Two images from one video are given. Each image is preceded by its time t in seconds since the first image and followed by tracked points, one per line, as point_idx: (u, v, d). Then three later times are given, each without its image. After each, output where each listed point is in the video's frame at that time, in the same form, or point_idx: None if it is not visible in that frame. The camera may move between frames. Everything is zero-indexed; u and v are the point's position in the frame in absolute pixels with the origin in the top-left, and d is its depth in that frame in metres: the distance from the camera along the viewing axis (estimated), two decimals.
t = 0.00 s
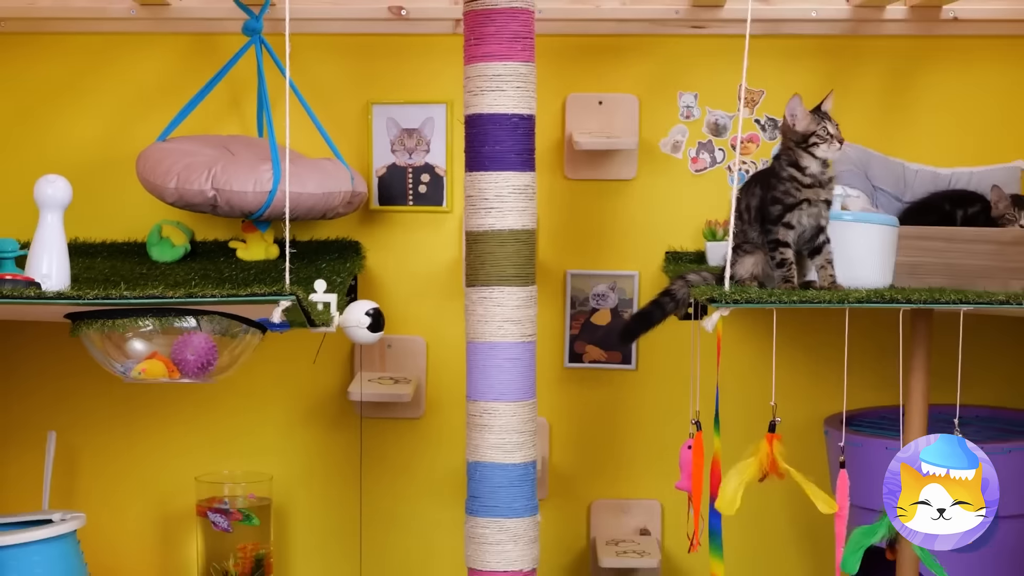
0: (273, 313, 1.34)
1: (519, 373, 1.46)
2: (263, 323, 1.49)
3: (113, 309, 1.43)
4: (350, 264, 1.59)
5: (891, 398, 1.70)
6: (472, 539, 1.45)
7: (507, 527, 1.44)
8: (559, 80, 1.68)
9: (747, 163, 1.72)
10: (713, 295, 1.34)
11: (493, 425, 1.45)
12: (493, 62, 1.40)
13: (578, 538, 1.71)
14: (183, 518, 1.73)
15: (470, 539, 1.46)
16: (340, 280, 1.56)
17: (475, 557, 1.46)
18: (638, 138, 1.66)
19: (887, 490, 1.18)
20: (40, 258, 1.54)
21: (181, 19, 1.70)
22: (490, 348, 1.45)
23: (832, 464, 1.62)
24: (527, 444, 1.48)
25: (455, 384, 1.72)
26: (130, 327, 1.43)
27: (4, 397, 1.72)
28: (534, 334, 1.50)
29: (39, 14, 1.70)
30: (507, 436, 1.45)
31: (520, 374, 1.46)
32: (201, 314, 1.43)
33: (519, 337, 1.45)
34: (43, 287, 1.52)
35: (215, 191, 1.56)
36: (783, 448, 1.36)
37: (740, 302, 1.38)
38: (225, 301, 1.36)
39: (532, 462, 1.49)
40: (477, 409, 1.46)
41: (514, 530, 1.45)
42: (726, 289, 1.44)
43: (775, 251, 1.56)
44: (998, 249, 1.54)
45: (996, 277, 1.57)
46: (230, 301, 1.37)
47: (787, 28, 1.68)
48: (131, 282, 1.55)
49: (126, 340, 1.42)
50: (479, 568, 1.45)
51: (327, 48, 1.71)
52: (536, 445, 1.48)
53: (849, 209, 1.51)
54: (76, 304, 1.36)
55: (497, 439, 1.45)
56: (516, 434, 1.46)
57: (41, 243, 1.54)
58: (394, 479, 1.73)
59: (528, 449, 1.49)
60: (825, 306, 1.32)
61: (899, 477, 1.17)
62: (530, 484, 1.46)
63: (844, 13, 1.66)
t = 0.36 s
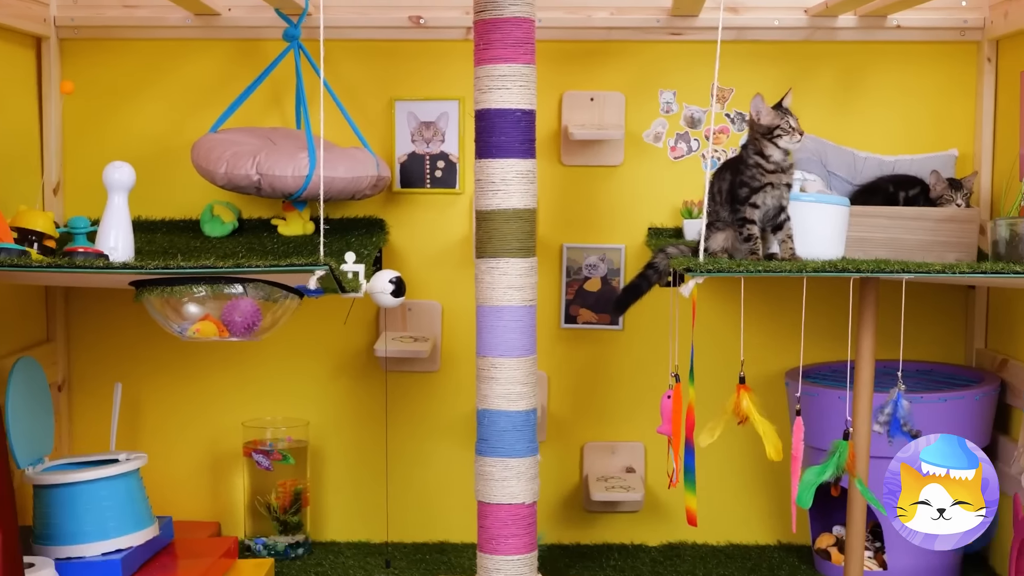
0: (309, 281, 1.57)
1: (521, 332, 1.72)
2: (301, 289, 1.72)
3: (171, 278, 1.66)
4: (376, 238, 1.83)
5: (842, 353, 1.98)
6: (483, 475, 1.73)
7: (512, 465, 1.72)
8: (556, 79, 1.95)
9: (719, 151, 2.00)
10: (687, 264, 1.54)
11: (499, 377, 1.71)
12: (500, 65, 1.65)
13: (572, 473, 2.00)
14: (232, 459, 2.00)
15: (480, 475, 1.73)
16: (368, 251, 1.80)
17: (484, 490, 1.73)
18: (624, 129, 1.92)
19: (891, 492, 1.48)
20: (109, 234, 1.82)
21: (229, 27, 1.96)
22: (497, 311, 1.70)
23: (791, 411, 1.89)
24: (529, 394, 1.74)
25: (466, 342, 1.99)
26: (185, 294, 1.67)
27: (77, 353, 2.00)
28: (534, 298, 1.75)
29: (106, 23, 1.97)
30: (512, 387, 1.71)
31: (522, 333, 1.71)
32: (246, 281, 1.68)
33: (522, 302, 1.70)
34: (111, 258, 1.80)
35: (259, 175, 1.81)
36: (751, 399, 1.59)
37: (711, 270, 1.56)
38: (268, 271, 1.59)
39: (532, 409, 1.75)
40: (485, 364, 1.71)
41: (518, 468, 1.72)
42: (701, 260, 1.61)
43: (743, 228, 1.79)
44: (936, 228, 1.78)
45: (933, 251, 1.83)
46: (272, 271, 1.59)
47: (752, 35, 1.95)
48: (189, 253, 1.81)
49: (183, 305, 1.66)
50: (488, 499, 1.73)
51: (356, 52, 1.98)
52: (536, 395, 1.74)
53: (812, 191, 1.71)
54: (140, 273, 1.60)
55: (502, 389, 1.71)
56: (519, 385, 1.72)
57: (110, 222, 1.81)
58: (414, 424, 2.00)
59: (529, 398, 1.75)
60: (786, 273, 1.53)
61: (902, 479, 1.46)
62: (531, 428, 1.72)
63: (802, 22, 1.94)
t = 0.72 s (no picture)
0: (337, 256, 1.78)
1: (523, 302, 1.96)
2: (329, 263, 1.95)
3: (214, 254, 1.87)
4: (395, 218, 2.06)
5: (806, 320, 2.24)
6: (490, 428, 1.97)
7: (515, 418, 1.96)
8: (554, 79, 2.22)
9: (698, 142, 2.26)
10: (670, 242, 1.73)
11: (504, 342, 1.96)
12: (504, 66, 1.89)
13: (568, 425, 2.30)
14: (270, 414, 2.29)
15: (488, 428, 1.97)
16: (387, 230, 2.03)
17: (491, 441, 1.97)
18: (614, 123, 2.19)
19: (895, 490, 1.67)
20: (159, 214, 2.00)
21: (266, 33, 2.22)
22: (502, 283, 1.94)
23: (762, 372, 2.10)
24: (530, 356, 1.98)
25: (475, 311, 2.27)
26: (227, 268, 1.87)
27: (132, 321, 2.27)
28: (535, 271, 2.00)
29: (158, 30, 2.23)
30: (515, 349, 1.95)
31: (524, 303, 1.96)
32: (280, 256, 1.88)
33: (524, 275, 1.95)
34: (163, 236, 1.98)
35: (292, 163, 2.04)
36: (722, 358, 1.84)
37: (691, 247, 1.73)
38: (301, 247, 1.81)
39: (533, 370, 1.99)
40: (492, 330, 1.96)
41: (521, 422, 1.96)
42: (682, 238, 1.74)
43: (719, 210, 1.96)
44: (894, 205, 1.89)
45: (886, 230, 1.96)
46: (304, 247, 1.81)
47: (726, 40, 2.21)
48: (231, 231, 2.06)
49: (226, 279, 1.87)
50: (494, 449, 1.97)
51: (378, 55, 2.25)
52: (536, 357, 1.98)
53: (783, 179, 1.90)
54: (188, 250, 1.82)
55: (507, 352, 1.95)
56: (521, 348, 1.96)
57: (160, 203, 1.99)
58: (429, 383, 2.28)
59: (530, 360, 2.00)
60: (756, 249, 1.70)
61: (904, 478, 1.65)
62: (532, 386, 1.97)
63: (771, 28, 2.19)
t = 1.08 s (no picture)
0: (342, 252, 1.82)
1: (524, 296, 2.01)
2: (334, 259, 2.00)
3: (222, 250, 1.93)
4: (398, 216, 2.12)
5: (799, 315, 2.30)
6: (490, 420, 2.02)
7: (516, 411, 2.01)
8: (554, 79, 2.27)
9: (694, 141, 2.31)
10: (666, 239, 1.78)
11: (506, 335, 2.00)
12: (505, 67, 1.94)
13: (567, 418, 2.35)
14: (277, 406, 2.35)
15: (490, 421, 2.02)
16: (391, 227, 2.09)
17: (493, 433, 2.02)
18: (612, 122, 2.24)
19: (892, 488, 1.81)
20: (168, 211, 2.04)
21: (272, 34, 2.28)
22: (503, 278, 1.99)
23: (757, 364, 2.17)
24: (531, 349, 2.03)
25: (476, 306, 2.32)
26: (235, 264, 1.94)
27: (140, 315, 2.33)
28: (534, 267, 2.05)
29: (166, 31, 2.28)
30: (516, 343, 2.00)
31: (525, 297, 2.01)
32: (287, 253, 1.93)
33: (524, 270, 2.00)
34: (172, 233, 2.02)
35: (298, 161, 2.08)
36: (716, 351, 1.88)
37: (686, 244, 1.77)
38: (306, 243, 1.84)
39: (533, 363, 2.04)
40: (493, 324, 2.01)
41: (522, 414, 2.01)
42: (678, 233, 1.79)
43: (716, 207, 2.00)
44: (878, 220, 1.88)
45: (878, 227, 2.00)
46: (310, 243, 1.85)
47: (722, 41, 2.26)
48: (238, 228, 2.10)
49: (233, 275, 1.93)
50: (496, 441, 2.02)
51: (382, 56, 2.30)
52: (536, 350, 2.04)
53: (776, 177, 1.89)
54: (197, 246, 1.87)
55: (508, 345, 2.00)
56: (522, 342, 2.01)
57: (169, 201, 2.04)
58: (431, 376, 2.33)
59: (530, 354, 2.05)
60: (751, 245, 1.76)
61: (900, 476, 1.79)
62: (533, 379, 2.02)
63: (765, 29, 2.25)
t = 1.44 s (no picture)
0: (342, 252, 1.82)
1: (525, 296, 2.01)
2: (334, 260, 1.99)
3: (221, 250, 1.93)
4: (398, 216, 2.12)
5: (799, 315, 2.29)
6: (491, 420, 2.01)
7: (516, 411, 2.01)
8: (554, 79, 2.27)
9: (694, 141, 2.31)
10: (666, 239, 1.78)
11: (507, 335, 2.00)
12: (505, 67, 1.94)
13: (567, 418, 2.35)
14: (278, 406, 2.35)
15: (491, 421, 2.02)
16: (391, 227, 2.09)
17: (494, 434, 2.02)
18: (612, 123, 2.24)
19: (892, 488, 1.81)
20: (167, 211, 2.04)
21: (272, 34, 2.28)
22: (504, 278, 1.99)
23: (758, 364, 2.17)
24: (531, 350, 2.03)
25: (477, 305, 2.32)
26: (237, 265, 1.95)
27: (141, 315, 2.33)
28: (535, 267, 2.05)
29: (167, 31, 2.29)
30: (517, 343, 2.00)
31: (525, 297, 2.01)
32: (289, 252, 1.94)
33: (524, 270, 2.00)
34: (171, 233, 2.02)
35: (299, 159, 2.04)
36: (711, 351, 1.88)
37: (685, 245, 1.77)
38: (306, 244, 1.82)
39: (534, 363, 2.05)
40: (494, 324, 2.01)
41: (522, 414, 2.02)
42: (678, 234, 1.79)
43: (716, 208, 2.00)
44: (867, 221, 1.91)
45: (878, 227, 2.00)
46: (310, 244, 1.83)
47: (722, 41, 2.26)
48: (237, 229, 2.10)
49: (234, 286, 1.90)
50: (496, 441, 2.02)
51: (382, 56, 2.30)
52: (537, 351, 2.04)
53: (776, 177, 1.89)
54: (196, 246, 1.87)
55: (509, 345, 2.00)
56: (522, 342, 2.01)
57: (169, 201, 2.04)
58: (431, 376, 2.33)
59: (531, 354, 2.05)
60: (751, 245, 1.75)
61: (897, 476, 1.79)
62: (533, 379, 2.02)
63: (765, 29, 2.25)
